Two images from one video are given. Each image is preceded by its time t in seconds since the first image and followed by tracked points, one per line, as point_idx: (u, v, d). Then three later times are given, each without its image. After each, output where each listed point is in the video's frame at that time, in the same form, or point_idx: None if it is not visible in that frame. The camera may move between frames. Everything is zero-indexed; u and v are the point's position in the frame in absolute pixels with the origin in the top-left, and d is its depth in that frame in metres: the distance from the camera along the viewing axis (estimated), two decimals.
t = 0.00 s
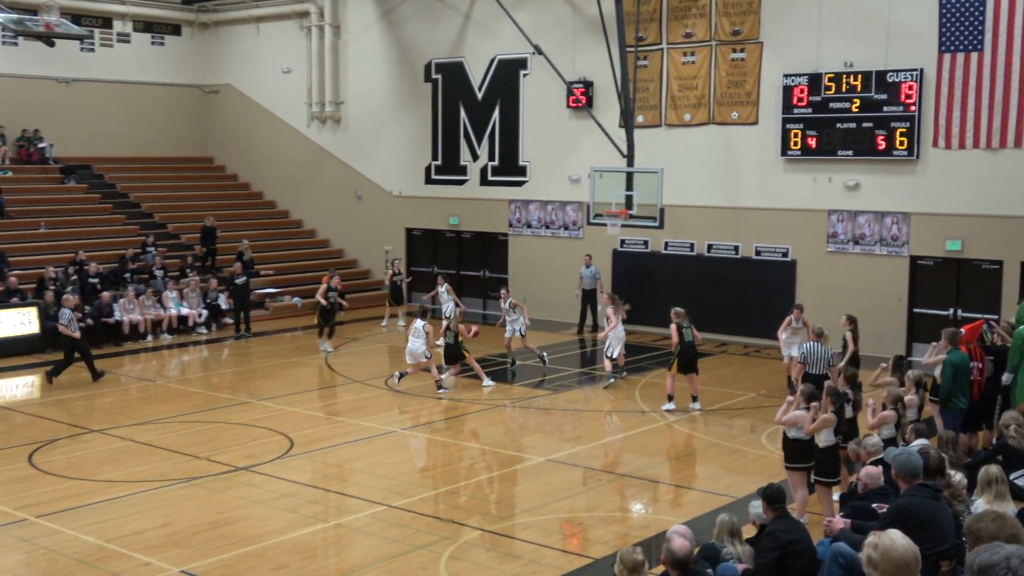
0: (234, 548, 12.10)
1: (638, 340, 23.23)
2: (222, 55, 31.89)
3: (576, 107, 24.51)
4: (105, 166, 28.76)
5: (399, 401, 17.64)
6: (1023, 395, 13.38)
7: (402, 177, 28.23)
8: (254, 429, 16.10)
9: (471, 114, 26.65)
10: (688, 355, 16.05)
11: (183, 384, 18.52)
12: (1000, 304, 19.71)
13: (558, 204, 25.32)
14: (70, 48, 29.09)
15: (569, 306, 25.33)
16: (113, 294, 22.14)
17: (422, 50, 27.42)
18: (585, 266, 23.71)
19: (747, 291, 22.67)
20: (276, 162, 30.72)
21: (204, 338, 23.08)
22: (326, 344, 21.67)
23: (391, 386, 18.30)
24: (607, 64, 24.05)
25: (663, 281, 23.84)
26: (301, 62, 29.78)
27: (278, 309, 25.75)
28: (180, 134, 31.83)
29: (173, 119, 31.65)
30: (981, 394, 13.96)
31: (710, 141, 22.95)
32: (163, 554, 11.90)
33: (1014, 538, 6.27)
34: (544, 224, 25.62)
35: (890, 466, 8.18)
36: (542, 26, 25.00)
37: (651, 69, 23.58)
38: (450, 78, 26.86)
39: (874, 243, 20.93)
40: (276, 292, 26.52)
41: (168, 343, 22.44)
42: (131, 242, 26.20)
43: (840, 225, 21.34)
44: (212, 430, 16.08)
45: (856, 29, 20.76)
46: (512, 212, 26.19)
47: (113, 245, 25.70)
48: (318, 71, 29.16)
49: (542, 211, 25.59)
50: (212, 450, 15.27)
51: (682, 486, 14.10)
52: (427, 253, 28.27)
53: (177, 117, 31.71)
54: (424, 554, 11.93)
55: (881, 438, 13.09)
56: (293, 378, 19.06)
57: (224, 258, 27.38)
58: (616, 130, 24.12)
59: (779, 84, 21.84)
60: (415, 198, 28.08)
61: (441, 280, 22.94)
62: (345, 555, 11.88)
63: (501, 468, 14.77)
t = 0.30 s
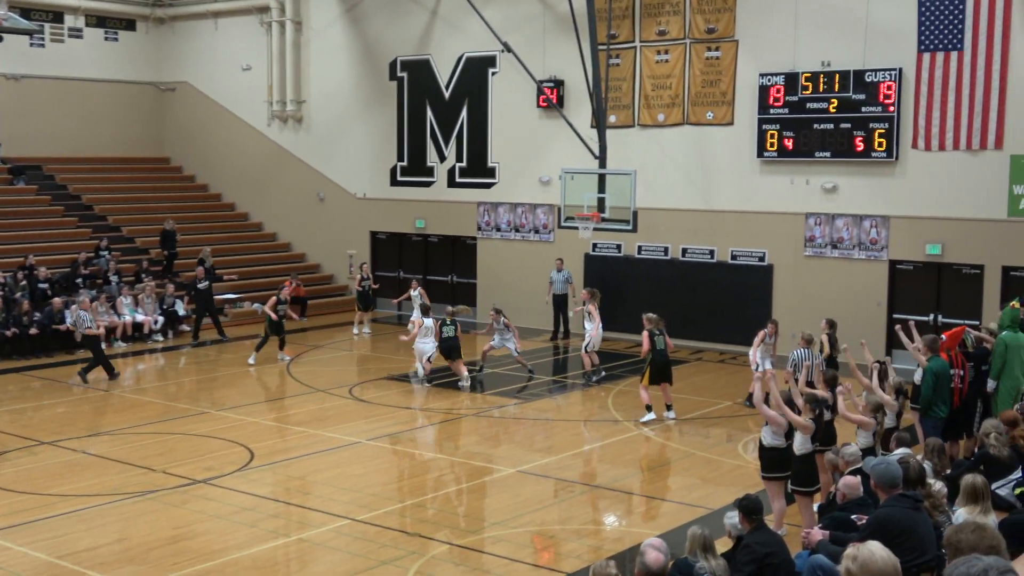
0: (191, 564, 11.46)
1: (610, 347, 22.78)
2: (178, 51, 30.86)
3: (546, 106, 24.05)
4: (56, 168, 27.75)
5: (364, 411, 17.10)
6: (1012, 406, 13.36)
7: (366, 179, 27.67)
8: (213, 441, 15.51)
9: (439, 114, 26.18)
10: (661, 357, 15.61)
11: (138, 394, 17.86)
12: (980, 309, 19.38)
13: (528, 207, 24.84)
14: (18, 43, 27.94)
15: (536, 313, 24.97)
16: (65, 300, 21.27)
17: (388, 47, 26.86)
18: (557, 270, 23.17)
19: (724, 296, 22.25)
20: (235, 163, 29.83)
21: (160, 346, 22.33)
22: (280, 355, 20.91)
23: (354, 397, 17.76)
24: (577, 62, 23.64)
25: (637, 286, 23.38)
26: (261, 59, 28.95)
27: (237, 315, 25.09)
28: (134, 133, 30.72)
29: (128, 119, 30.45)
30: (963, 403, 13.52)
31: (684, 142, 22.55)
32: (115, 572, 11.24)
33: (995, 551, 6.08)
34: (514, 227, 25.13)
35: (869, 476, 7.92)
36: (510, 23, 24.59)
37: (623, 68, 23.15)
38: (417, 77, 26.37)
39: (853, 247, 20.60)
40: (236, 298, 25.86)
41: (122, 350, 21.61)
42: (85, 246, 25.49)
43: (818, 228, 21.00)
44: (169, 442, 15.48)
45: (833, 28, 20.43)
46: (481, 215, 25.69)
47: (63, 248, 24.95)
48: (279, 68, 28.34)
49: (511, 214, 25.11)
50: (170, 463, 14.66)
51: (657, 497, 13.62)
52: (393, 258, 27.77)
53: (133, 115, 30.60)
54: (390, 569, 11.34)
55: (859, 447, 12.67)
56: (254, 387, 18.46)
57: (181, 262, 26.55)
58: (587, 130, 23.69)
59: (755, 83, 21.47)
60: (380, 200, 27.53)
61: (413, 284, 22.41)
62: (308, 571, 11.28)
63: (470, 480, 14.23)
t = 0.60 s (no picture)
0: None
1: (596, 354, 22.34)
2: (151, 47, 30.31)
3: (532, 105, 23.60)
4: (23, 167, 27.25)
5: (343, 420, 16.61)
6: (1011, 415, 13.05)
7: (346, 180, 27.19)
8: (187, 451, 15.01)
9: (421, 113, 25.71)
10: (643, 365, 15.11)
11: (109, 403, 17.33)
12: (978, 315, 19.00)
13: (513, 210, 24.39)
14: None
15: (521, 319, 24.54)
16: (32, 305, 20.75)
17: (368, 44, 26.39)
18: (542, 274, 22.72)
19: (715, 301, 21.82)
20: (211, 163, 29.32)
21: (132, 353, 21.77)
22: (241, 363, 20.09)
23: (333, 406, 17.27)
24: (564, 60, 23.20)
25: (625, 291, 22.95)
26: (236, 56, 28.43)
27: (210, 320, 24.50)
28: (105, 131, 30.15)
29: (99, 116, 29.91)
30: (960, 412, 13.05)
31: (673, 142, 22.13)
32: None
33: (993, 564, 5.78)
34: (499, 230, 24.67)
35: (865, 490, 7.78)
36: (495, 19, 24.14)
37: (611, 66, 22.69)
38: (399, 75, 25.89)
39: (847, 251, 20.19)
40: (210, 303, 25.29)
41: (92, 358, 21.06)
42: (53, 249, 24.93)
43: (811, 232, 20.59)
44: (141, 452, 14.97)
45: (826, 25, 20.04)
46: (465, 217, 25.23)
47: (31, 251, 24.40)
48: (255, 66, 27.84)
49: (496, 216, 24.66)
50: (143, 474, 14.15)
51: (646, 510, 13.16)
52: (374, 261, 27.30)
53: (103, 113, 30.03)
54: None
55: (854, 456, 12.23)
56: (229, 396, 17.96)
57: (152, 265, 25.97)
58: (574, 130, 23.27)
59: (747, 82, 21.06)
60: (360, 202, 27.04)
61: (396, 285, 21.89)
62: None
63: (454, 492, 13.74)
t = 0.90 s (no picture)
0: None
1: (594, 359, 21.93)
2: (137, 44, 29.90)
3: (528, 104, 23.21)
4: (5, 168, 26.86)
5: (334, 428, 16.20)
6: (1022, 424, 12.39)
7: (337, 181, 26.78)
8: (173, 460, 14.60)
9: (414, 111, 25.30)
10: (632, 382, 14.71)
11: (94, 411, 16.92)
12: (986, 320, 18.61)
13: (509, 211, 23.98)
14: None
15: (517, 323, 24.13)
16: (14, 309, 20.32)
17: (361, 41, 25.98)
18: (537, 278, 22.30)
19: (716, 305, 21.41)
20: (199, 163, 28.90)
21: (116, 359, 21.36)
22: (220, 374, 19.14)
23: (324, 413, 16.87)
24: (561, 58, 22.82)
25: (624, 294, 22.54)
26: (225, 53, 28.04)
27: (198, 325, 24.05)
28: (90, 129, 29.73)
29: (84, 115, 29.54)
30: (968, 419, 12.69)
31: (673, 141, 21.74)
32: None
33: None
34: (494, 232, 24.26)
35: (871, 497, 7.31)
36: (490, 15, 23.74)
37: (610, 63, 22.30)
38: (393, 72, 25.48)
39: (853, 254, 19.80)
40: (198, 307, 24.88)
41: (75, 364, 20.65)
42: (36, 252, 24.49)
43: (815, 234, 20.19)
44: (126, 461, 14.56)
45: (830, 22, 19.67)
46: (459, 219, 24.83)
47: (13, 254, 23.98)
48: (244, 63, 27.44)
49: (492, 218, 24.25)
50: (127, 484, 13.74)
51: (646, 520, 12.76)
52: (365, 262, 26.81)
53: (87, 111, 29.62)
54: None
55: (862, 467, 11.78)
56: (217, 403, 17.55)
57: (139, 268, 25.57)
58: (572, 129, 22.88)
59: (748, 80, 20.67)
60: (352, 204, 26.63)
61: (389, 288, 21.37)
62: None
63: (448, 502, 13.33)
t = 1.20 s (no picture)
0: None
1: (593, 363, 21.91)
2: (133, 48, 29.88)
3: (526, 107, 23.20)
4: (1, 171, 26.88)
5: (332, 432, 16.19)
6: (1020, 426, 12.30)
7: (335, 185, 26.76)
8: (170, 464, 14.57)
9: (412, 114, 25.28)
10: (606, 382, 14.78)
11: (91, 415, 16.90)
12: (985, 322, 18.60)
13: (507, 214, 23.97)
14: None
15: (516, 327, 24.10)
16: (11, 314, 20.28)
17: (359, 43, 25.98)
18: (536, 281, 22.28)
19: (715, 308, 21.40)
20: (196, 167, 28.88)
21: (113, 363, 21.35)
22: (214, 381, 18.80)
23: (322, 417, 16.86)
24: (558, 61, 22.81)
25: (623, 297, 22.53)
26: (222, 56, 28.02)
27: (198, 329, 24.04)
28: (86, 133, 29.71)
29: (80, 117, 29.51)
30: (965, 421, 12.71)
31: (671, 144, 21.73)
32: None
33: None
34: (493, 235, 24.24)
35: (871, 500, 7.24)
36: (488, 18, 23.73)
37: (608, 66, 22.28)
38: (390, 76, 25.45)
39: (851, 257, 19.79)
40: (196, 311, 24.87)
41: (73, 368, 20.61)
42: (34, 256, 24.48)
43: (814, 237, 20.18)
44: (124, 466, 14.54)
45: (827, 25, 19.67)
46: (458, 222, 24.82)
47: (8, 259, 23.90)
48: (241, 66, 27.42)
49: (490, 222, 24.24)
50: (125, 488, 13.71)
51: (645, 523, 12.74)
52: (363, 267, 26.86)
53: (84, 115, 29.61)
54: None
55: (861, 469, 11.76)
56: (214, 407, 17.52)
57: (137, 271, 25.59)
58: (570, 132, 22.86)
59: (746, 83, 20.66)
60: (350, 207, 26.61)
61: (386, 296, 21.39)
62: None
63: (447, 506, 13.32)
